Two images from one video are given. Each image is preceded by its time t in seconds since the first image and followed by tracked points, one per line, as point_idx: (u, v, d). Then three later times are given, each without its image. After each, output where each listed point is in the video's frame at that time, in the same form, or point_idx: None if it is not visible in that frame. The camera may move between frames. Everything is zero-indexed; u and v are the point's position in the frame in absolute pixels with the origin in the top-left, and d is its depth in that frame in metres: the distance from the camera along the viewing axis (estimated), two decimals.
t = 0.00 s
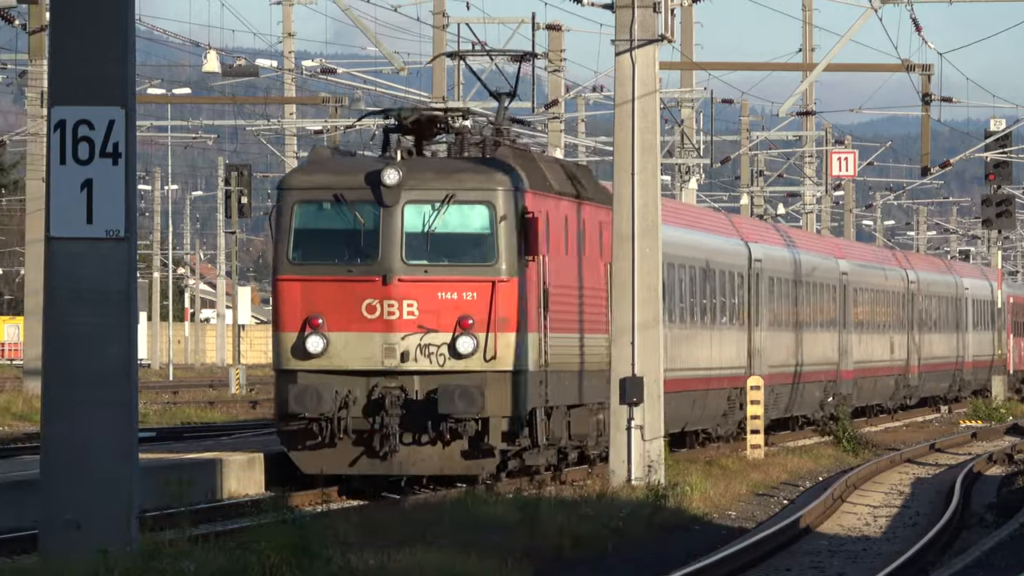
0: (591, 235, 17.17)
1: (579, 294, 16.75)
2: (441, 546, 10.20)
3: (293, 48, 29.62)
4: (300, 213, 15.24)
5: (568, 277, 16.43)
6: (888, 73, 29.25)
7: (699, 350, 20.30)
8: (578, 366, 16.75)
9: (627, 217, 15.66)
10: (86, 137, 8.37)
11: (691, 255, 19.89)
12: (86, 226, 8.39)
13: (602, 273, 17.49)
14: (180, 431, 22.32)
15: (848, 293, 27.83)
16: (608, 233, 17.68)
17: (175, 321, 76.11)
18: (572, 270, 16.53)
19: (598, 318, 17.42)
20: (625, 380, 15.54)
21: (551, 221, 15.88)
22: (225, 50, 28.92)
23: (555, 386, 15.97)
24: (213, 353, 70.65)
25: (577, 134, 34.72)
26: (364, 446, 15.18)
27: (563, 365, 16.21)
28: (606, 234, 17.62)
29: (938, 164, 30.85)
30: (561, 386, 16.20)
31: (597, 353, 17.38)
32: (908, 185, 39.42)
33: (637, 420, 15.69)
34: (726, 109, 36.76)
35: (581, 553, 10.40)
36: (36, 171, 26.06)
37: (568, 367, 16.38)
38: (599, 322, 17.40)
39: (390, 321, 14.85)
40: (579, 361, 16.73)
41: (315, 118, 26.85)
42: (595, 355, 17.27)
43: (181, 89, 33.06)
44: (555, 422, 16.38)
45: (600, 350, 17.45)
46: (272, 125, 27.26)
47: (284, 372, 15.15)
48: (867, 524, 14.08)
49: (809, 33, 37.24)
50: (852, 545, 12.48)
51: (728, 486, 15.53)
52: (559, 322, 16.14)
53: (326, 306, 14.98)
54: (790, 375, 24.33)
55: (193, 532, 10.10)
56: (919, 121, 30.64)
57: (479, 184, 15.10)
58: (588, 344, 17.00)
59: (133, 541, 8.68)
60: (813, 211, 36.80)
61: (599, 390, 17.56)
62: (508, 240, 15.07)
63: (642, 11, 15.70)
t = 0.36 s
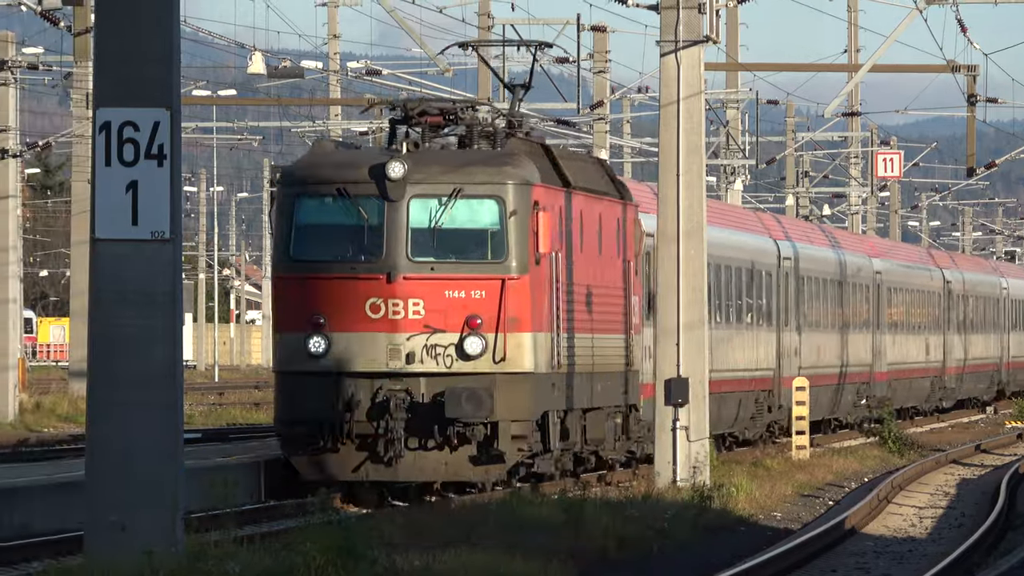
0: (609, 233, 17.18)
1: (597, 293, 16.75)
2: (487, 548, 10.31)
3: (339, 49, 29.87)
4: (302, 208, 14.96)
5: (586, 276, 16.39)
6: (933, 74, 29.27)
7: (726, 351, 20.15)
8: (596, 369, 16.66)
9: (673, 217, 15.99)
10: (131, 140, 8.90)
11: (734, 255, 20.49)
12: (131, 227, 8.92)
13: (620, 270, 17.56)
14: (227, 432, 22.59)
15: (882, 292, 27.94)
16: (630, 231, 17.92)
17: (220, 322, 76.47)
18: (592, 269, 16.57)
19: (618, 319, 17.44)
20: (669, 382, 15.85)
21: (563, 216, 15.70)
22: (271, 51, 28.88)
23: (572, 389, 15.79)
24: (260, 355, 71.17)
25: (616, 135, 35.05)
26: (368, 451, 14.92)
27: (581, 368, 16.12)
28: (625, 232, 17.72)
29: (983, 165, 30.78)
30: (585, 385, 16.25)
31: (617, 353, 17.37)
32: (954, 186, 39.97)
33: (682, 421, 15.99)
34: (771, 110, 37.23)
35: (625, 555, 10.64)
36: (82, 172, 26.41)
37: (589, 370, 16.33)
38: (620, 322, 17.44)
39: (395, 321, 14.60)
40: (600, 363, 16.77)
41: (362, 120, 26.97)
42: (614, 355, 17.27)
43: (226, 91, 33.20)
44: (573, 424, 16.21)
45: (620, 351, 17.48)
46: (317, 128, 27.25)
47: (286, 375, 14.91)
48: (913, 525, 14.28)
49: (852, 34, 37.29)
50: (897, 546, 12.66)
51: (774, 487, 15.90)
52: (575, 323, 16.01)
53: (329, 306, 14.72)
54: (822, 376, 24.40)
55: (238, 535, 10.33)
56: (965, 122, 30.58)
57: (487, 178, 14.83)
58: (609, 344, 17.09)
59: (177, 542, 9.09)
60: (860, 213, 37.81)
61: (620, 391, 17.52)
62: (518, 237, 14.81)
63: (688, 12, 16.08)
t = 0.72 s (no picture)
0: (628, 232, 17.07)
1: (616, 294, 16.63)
2: (535, 550, 10.41)
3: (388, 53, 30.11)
4: (305, 206, 14.70)
5: (604, 278, 16.25)
6: (985, 78, 29.30)
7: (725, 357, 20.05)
8: (614, 374, 16.49)
9: (722, 221, 16.74)
10: (181, 144, 8.95)
11: (784, 260, 21.40)
12: (182, 232, 8.98)
13: (638, 267, 17.41)
14: (275, 434, 22.94)
15: (918, 293, 28.39)
16: (649, 230, 17.81)
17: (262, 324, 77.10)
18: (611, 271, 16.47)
19: (636, 322, 17.34)
20: (720, 386, 16.46)
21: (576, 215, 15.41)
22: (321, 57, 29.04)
23: (583, 395, 15.59)
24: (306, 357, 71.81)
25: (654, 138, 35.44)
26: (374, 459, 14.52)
27: (596, 374, 15.92)
28: (643, 230, 17.58)
29: None
30: (602, 392, 16.17)
31: (637, 356, 17.30)
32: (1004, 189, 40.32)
33: (733, 425, 16.75)
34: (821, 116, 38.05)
35: (674, 561, 10.95)
36: (131, 175, 26.70)
37: (605, 375, 16.17)
38: (639, 324, 17.36)
39: (401, 324, 14.30)
40: (619, 367, 16.66)
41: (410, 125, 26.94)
42: (634, 359, 17.17)
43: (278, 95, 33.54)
44: (584, 429, 16.03)
45: (639, 354, 17.40)
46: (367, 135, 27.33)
47: (285, 380, 14.44)
48: (963, 529, 14.63)
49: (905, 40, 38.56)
50: (947, 550, 12.97)
51: (824, 492, 16.43)
52: (590, 326, 15.80)
53: (332, 307, 14.39)
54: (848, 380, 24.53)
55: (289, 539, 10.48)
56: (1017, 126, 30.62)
57: (497, 175, 14.58)
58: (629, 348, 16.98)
59: (228, 545, 9.17)
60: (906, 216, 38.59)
61: (638, 394, 17.44)
62: (531, 237, 14.52)
63: (739, 18, 16.67)
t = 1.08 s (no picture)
0: (643, 230, 17.02)
1: (626, 295, 16.45)
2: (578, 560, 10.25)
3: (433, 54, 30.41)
4: (299, 204, 14.55)
5: (615, 279, 16.11)
6: None
7: (723, 365, 19.99)
8: (623, 379, 16.29)
9: (767, 224, 17.02)
10: (226, 147, 8.98)
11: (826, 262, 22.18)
12: (226, 235, 9.01)
13: (654, 266, 17.31)
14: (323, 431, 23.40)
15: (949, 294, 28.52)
16: (665, 228, 17.71)
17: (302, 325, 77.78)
18: (625, 271, 16.40)
19: (651, 324, 17.18)
20: (765, 390, 16.81)
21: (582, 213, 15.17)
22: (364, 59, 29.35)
23: (591, 398, 15.36)
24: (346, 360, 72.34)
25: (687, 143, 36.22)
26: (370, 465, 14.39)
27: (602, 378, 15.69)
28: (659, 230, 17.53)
29: None
30: (612, 397, 15.97)
31: (650, 360, 17.21)
32: None
33: (777, 429, 17.05)
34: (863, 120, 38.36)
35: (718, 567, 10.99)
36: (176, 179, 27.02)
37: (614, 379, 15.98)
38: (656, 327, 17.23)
39: (397, 326, 14.11)
40: (629, 371, 16.49)
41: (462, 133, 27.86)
42: (646, 363, 17.06)
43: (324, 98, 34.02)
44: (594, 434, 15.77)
45: (653, 357, 17.30)
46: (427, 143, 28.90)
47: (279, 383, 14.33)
48: (1007, 532, 14.88)
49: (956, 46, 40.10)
50: (990, 554, 13.12)
51: (869, 495, 16.73)
52: (597, 327, 15.60)
53: (326, 309, 14.23)
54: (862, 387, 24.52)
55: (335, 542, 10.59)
56: None
57: (498, 171, 14.33)
58: (641, 351, 16.86)
59: (270, 548, 9.24)
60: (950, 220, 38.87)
61: (651, 398, 17.32)
62: (531, 235, 14.24)
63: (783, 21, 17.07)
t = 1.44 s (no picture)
0: (663, 230, 16.89)
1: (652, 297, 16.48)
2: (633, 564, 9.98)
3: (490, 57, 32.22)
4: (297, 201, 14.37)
5: (632, 282, 15.92)
6: None
7: (750, 372, 19.75)
8: (640, 387, 16.02)
9: (823, 230, 17.38)
10: (281, 152, 9.13)
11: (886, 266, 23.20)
12: (282, 240, 9.14)
13: (679, 268, 17.40)
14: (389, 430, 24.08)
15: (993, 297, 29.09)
16: (687, 230, 17.71)
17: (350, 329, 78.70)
18: (643, 272, 16.21)
19: (671, 327, 17.05)
20: (821, 395, 17.15)
21: (595, 211, 15.00)
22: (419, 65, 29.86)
23: (606, 404, 15.11)
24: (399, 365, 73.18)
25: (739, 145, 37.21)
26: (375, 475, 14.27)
27: (618, 384, 15.44)
28: (678, 229, 17.39)
29: None
30: (630, 404, 15.73)
31: (670, 364, 16.99)
32: None
33: (833, 435, 17.36)
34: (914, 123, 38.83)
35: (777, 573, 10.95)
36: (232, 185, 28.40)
37: (631, 385, 15.76)
38: (675, 330, 17.08)
39: (401, 330, 13.98)
40: (647, 377, 16.26)
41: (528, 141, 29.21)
42: (666, 368, 16.87)
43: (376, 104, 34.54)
44: (607, 443, 15.58)
45: (673, 362, 17.11)
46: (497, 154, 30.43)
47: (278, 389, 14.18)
48: None
49: (1006, 49, 41.34)
50: None
51: (926, 500, 16.88)
52: (612, 331, 15.35)
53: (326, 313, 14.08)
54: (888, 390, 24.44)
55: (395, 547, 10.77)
56: None
57: (505, 168, 14.12)
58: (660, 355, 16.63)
59: (328, 553, 9.28)
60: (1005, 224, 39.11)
61: (673, 404, 17.12)
62: (540, 236, 14.06)
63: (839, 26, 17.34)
